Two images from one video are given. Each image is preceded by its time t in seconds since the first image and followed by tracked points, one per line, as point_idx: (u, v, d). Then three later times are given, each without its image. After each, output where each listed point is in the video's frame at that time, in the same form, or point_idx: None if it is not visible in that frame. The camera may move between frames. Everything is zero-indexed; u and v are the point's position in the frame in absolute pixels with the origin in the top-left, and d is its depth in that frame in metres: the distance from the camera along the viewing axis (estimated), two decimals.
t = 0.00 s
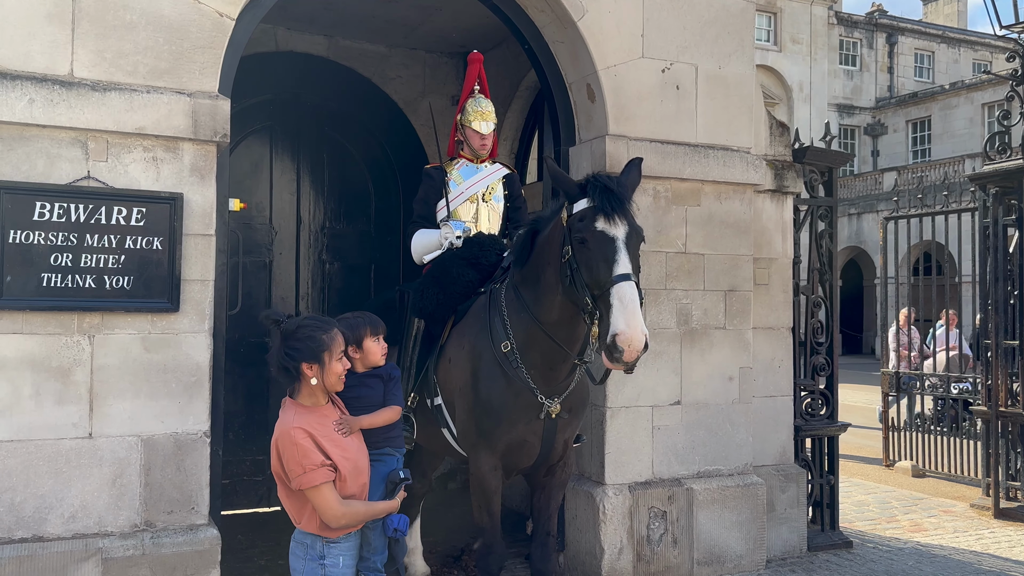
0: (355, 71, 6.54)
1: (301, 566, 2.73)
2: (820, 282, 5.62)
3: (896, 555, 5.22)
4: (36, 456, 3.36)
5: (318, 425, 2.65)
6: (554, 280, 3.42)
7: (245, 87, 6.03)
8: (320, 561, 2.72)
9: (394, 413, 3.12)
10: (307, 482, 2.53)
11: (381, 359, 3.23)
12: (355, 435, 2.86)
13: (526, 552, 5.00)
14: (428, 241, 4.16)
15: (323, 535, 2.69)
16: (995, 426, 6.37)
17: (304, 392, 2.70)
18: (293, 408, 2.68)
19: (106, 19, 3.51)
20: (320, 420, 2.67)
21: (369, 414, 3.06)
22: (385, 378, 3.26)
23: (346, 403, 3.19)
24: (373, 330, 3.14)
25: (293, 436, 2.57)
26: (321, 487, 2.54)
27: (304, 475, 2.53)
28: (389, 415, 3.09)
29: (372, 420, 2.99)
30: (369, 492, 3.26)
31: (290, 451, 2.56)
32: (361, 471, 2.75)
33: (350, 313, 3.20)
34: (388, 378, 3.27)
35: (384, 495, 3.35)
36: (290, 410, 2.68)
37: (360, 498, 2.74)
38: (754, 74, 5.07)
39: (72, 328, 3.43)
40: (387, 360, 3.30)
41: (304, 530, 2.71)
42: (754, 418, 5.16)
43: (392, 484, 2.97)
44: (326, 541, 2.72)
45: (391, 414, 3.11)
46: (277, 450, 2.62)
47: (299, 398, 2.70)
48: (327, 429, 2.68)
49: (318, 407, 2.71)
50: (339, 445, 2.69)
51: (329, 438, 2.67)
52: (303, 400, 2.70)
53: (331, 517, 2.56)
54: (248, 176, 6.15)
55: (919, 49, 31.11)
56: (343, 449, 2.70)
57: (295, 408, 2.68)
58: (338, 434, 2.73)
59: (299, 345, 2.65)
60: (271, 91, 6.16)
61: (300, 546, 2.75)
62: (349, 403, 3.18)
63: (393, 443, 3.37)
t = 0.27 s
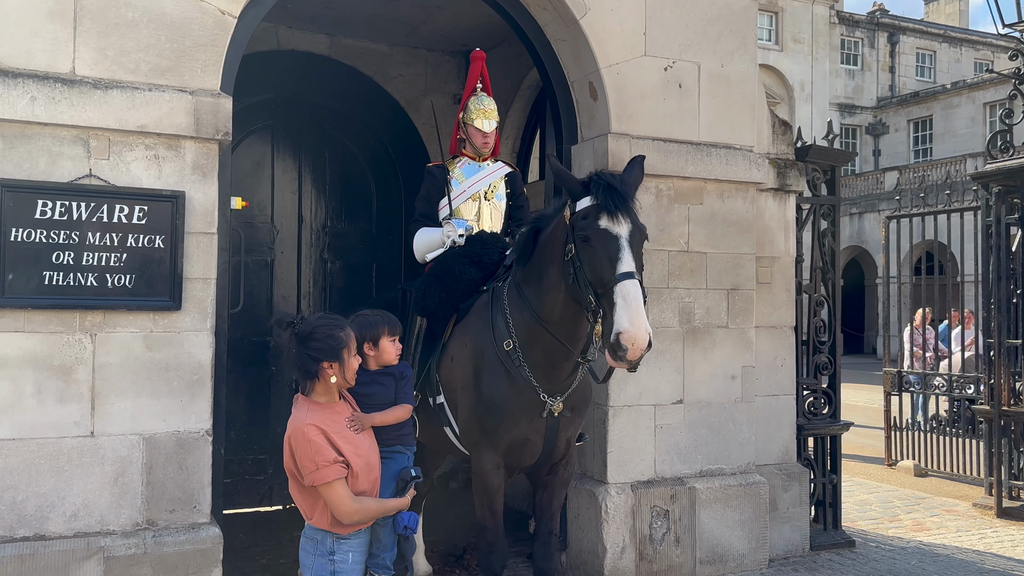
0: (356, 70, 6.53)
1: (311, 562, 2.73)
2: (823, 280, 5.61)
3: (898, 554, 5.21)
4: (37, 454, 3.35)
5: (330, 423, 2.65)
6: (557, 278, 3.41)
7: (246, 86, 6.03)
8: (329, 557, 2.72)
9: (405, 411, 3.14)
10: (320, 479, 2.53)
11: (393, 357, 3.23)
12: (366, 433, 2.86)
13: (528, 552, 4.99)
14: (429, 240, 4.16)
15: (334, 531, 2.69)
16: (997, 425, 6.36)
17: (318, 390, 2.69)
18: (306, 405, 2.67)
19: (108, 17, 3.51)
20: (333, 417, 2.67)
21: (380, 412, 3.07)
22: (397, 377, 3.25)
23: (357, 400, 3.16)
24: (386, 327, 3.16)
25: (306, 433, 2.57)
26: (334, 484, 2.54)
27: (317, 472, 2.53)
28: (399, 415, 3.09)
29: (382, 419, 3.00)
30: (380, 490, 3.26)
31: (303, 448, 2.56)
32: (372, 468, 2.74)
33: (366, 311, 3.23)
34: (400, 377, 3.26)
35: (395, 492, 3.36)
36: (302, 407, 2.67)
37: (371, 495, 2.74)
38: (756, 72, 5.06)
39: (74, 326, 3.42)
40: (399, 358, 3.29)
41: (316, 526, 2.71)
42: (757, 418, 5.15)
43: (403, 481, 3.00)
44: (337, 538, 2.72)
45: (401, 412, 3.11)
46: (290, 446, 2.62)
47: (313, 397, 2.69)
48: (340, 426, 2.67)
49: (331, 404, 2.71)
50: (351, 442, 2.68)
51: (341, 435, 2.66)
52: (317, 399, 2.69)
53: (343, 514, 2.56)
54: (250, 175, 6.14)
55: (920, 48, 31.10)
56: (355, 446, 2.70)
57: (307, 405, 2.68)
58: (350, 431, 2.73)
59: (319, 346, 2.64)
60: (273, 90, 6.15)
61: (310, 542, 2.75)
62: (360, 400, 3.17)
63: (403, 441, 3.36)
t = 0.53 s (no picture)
0: (357, 68, 6.52)
1: (313, 561, 2.72)
2: (824, 280, 5.61)
3: (900, 554, 5.20)
4: (38, 453, 3.35)
5: (335, 421, 2.64)
6: (558, 276, 3.41)
7: (247, 85, 6.02)
8: (332, 556, 2.71)
9: (408, 410, 3.14)
10: (324, 477, 2.52)
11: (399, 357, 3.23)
12: (370, 431, 2.86)
13: (529, 551, 4.98)
14: (431, 238, 4.16)
15: (337, 530, 2.68)
16: (999, 425, 6.35)
17: (324, 388, 2.68)
18: (311, 403, 2.67)
19: (109, 15, 3.50)
20: (338, 415, 2.66)
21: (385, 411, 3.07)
22: (402, 376, 3.26)
23: (361, 398, 3.17)
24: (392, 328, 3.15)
25: (311, 430, 2.56)
26: (337, 482, 2.53)
27: (321, 470, 2.52)
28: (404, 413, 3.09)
29: (387, 417, 2.99)
30: (382, 488, 3.25)
31: (307, 446, 2.55)
32: (375, 466, 2.74)
33: (374, 309, 3.23)
34: (404, 376, 3.26)
35: (397, 491, 3.36)
36: (307, 405, 2.66)
37: (374, 494, 2.73)
38: (758, 71, 5.05)
39: (75, 325, 3.42)
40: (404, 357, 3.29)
41: (318, 524, 2.71)
42: (758, 417, 5.15)
43: (407, 480, 2.98)
44: (340, 536, 2.72)
45: (406, 412, 3.11)
46: (294, 444, 2.61)
47: (318, 395, 2.68)
48: (344, 425, 2.67)
49: (337, 403, 2.70)
50: (355, 440, 2.68)
51: (345, 433, 2.66)
52: (323, 397, 2.69)
53: (346, 512, 2.55)
54: (251, 174, 6.13)
55: (922, 47, 31.09)
56: (359, 445, 2.69)
57: (312, 402, 2.67)
58: (354, 429, 2.73)
59: (329, 345, 2.63)
60: (274, 89, 6.14)
61: (313, 540, 2.74)
62: (365, 398, 3.17)
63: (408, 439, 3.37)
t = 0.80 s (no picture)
0: (358, 68, 6.52)
1: (313, 562, 2.72)
2: (826, 279, 5.60)
3: (901, 553, 5.20)
4: (39, 453, 3.34)
5: (334, 420, 2.64)
6: (559, 276, 3.40)
7: (248, 85, 6.01)
8: (332, 557, 2.71)
9: (408, 410, 3.13)
10: (323, 477, 2.51)
11: (399, 356, 3.23)
12: (370, 431, 2.85)
13: (530, 551, 4.98)
14: (432, 238, 4.14)
15: (336, 530, 2.68)
16: (1001, 424, 6.33)
17: (323, 388, 2.68)
18: (311, 403, 2.66)
19: (110, 15, 3.50)
20: (337, 415, 2.66)
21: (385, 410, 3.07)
22: (402, 374, 3.26)
23: (361, 397, 3.17)
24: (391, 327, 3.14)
25: (310, 430, 2.56)
26: (336, 482, 2.53)
27: (320, 470, 2.51)
28: (404, 412, 3.09)
29: (387, 416, 2.99)
30: (382, 488, 3.25)
31: (307, 446, 2.54)
32: (375, 466, 2.74)
33: (374, 308, 3.22)
34: (404, 375, 3.27)
35: (397, 491, 3.35)
36: (307, 404, 2.66)
37: (373, 494, 2.72)
38: (759, 70, 5.05)
39: (75, 325, 3.42)
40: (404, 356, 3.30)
41: (318, 525, 2.70)
42: (760, 417, 5.14)
43: (407, 480, 2.98)
44: (339, 537, 2.71)
45: (406, 411, 3.12)
46: (294, 443, 2.61)
47: (318, 395, 2.68)
48: (344, 424, 2.66)
49: (337, 402, 2.70)
50: (355, 440, 2.68)
51: (345, 433, 2.65)
52: (323, 397, 2.69)
53: (345, 512, 2.54)
54: (251, 173, 6.13)
55: (923, 47, 31.06)
56: (359, 444, 2.69)
57: (312, 402, 2.67)
58: (354, 429, 2.72)
59: (329, 345, 2.63)
60: (275, 89, 6.14)
61: (313, 541, 2.74)
62: (364, 396, 3.17)
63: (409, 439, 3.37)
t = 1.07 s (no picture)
0: (359, 68, 6.52)
1: (312, 563, 2.72)
2: (827, 279, 5.60)
3: (902, 553, 5.20)
4: (41, 453, 3.35)
5: (333, 421, 2.64)
6: (561, 276, 3.40)
7: (249, 85, 6.02)
8: (330, 557, 2.71)
9: (408, 411, 3.12)
10: (321, 477, 2.52)
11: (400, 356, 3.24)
12: (370, 431, 2.86)
13: (531, 550, 4.98)
14: (433, 238, 4.14)
15: (334, 531, 2.68)
16: (1001, 424, 6.33)
17: (324, 390, 2.68)
18: (310, 403, 2.67)
19: (111, 15, 3.50)
20: (337, 416, 2.66)
21: (385, 411, 3.08)
22: (403, 375, 3.26)
23: (362, 398, 3.18)
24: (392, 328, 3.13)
25: (308, 430, 2.56)
26: (335, 482, 2.53)
27: (318, 470, 2.52)
28: (404, 412, 3.10)
29: (388, 417, 3.00)
30: (382, 488, 3.25)
31: (305, 446, 2.55)
32: (374, 467, 2.74)
33: (376, 308, 3.23)
34: (404, 375, 3.27)
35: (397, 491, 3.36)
36: (306, 404, 2.67)
37: (372, 495, 2.73)
38: (761, 70, 5.05)
39: (77, 325, 3.42)
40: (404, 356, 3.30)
41: (316, 525, 2.70)
42: (761, 416, 5.14)
43: (406, 481, 2.98)
44: (338, 538, 2.71)
45: (406, 412, 3.12)
46: (292, 444, 2.61)
47: (319, 396, 2.68)
48: (343, 425, 2.67)
49: (337, 403, 2.71)
50: (354, 441, 2.68)
51: (344, 433, 2.65)
52: (323, 398, 2.69)
53: (342, 513, 2.54)
54: (253, 173, 6.13)
55: (925, 46, 31.03)
56: (358, 445, 2.69)
57: (311, 402, 2.68)
58: (353, 430, 2.72)
59: (329, 346, 2.63)
60: (276, 89, 6.14)
61: (311, 542, 2.75)
62: (365, 396, 3.18)
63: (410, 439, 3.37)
